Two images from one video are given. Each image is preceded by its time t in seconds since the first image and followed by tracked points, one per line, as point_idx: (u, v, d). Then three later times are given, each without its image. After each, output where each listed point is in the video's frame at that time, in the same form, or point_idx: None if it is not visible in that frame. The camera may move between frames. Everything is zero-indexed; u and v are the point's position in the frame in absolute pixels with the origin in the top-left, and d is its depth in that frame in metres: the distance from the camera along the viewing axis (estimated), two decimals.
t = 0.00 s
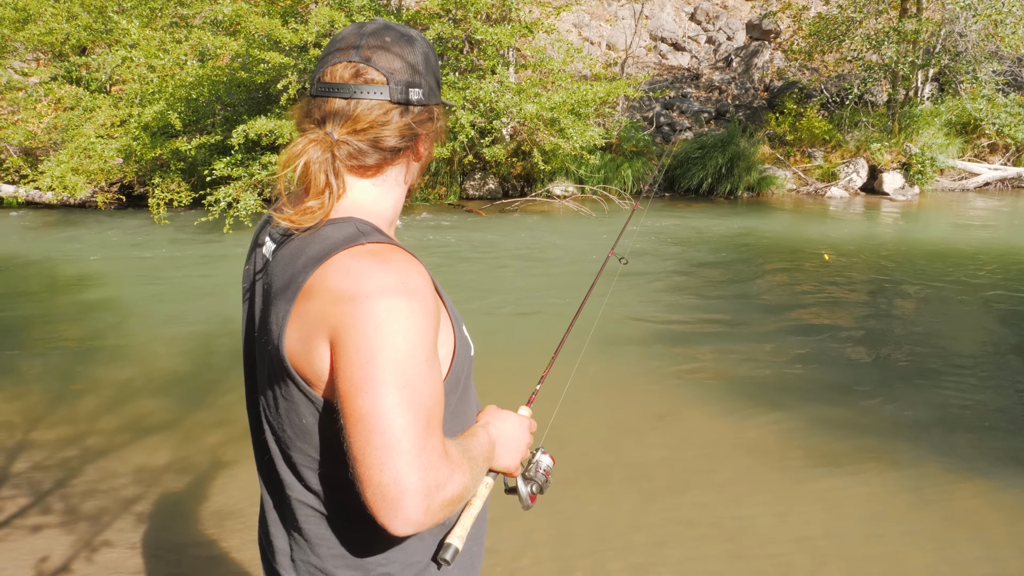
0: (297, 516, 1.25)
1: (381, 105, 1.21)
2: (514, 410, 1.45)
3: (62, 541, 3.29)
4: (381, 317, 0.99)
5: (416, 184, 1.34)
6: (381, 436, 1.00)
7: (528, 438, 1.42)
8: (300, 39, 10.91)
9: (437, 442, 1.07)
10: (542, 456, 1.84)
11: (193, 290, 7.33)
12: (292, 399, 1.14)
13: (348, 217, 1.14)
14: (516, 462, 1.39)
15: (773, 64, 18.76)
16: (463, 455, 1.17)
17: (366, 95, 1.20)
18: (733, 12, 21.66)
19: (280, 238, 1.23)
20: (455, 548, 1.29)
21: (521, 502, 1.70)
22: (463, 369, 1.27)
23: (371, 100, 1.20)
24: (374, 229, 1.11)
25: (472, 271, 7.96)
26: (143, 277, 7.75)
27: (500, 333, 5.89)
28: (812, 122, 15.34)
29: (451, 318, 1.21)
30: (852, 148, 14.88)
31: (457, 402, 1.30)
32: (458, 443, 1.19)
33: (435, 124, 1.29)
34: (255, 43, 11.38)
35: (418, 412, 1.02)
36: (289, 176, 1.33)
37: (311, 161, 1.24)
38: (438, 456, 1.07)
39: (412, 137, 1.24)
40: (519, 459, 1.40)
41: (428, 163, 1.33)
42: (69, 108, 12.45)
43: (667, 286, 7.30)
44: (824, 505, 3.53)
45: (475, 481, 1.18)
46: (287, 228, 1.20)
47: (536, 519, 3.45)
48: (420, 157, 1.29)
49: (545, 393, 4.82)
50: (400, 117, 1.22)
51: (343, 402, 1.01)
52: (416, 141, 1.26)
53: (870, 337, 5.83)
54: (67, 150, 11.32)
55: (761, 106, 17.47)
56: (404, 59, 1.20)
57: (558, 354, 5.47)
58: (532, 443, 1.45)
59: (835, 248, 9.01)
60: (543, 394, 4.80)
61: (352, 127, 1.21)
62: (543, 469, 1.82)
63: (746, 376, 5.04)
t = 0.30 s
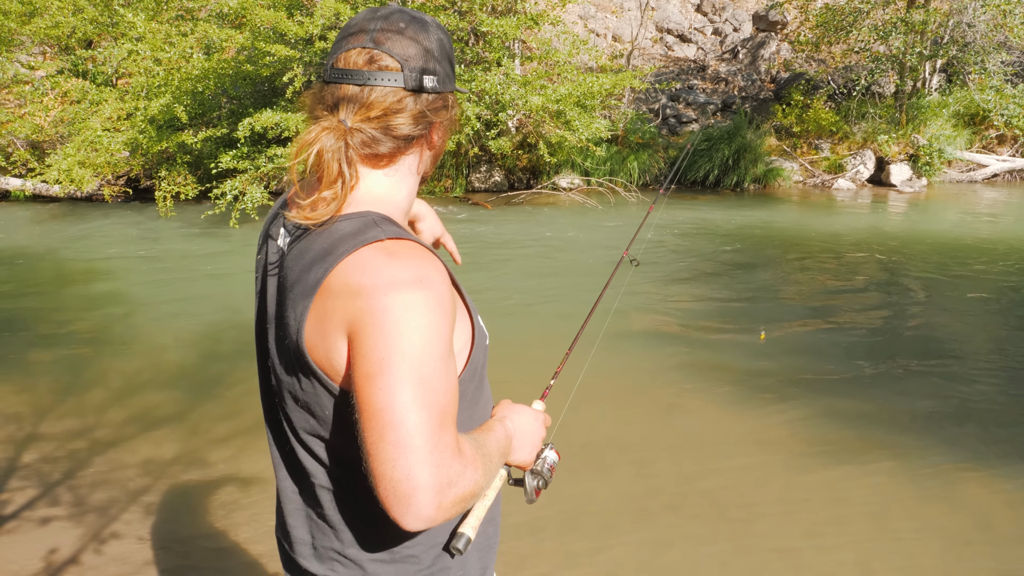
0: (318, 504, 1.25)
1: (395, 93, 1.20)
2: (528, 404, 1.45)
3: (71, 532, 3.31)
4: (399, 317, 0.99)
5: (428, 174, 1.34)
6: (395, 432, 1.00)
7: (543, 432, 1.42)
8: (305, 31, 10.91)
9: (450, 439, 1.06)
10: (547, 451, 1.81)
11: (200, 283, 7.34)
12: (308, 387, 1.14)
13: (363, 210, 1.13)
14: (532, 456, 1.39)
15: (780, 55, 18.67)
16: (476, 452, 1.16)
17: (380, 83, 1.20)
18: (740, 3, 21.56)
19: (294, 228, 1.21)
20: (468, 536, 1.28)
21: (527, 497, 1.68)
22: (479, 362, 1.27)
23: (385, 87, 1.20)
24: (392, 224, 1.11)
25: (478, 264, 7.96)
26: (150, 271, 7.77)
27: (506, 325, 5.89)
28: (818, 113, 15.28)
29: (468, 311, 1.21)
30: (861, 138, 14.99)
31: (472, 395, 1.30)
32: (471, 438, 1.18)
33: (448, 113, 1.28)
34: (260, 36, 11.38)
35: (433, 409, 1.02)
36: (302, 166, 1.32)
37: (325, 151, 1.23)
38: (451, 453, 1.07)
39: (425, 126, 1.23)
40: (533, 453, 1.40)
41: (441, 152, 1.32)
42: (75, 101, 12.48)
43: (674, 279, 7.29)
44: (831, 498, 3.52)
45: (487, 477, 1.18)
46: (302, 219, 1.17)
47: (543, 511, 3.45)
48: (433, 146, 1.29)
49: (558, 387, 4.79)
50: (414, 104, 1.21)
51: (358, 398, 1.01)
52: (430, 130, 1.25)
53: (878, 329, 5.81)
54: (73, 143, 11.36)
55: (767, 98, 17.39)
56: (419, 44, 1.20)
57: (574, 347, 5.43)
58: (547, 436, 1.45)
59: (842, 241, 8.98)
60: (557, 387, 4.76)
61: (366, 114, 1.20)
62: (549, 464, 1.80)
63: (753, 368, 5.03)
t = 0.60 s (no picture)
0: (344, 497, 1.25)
1: (405, 98, 1.19)
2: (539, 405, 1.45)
3: (78, 531, 3.32)
4: (423, 311, 0.99)
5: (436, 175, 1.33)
6: (418, 422, 1.00)
7: (555, 431, 1.42)
8: (312, 31, 10.94)
9: (471, 430, 1.07)
10: (557, 452, 1.78)
11: (207, 282, 7.36)
12: (333, 379, 1.14)
13: (380, 212, 1.13)
14: (542, 456, 1.39)
15: (787, 54, 18.62)
16: (494, 444, 1.16)
17: (390, 90, 1.18)
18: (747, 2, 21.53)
19: (313, 236, 1.20)
20: (472, 525, 1.24)
21: (532, 494, 1.65)
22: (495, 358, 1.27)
23: (396, 93, 1.18)
24: (413, 221, 1.11)
25: (484, 263, 7.95)
26: (157, 270, 7.79)
27: (512, 325, 5.89)
28: (826, 113, 15.23)
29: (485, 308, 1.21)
30: (866, 139, 14.74)
31: (487, 392, 1.30)
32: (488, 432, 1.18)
33: (456, 114, 1.27)
34: (267, 35, 11.40)
35: (454, 400, 1.02)
36: (312, 172, 1.29)
37: (336, 158, 1.21)
38: (470, 443, 1.07)
39: (435, 129, 1.22)
40: (545, 452, 1.39)
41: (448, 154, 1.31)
42: (83, 101, 12.55)
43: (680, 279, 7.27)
44: (838, 498, 3.51)
45: (504, 471, 1.17)
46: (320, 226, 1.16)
47: (550, 511, 3.45)
48: (442, 146, 1.27)
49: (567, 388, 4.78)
50: (424, 109, 1.20)
51: (382, 389, 1.02)
52: (439, 134, 1.24)
53: (886, 329, 5.78)
54: (81, 143, 11.39)
55: (774, 97, 17.36)
56: (426, 49, 1.19)
57: (594, 348, 5.41)
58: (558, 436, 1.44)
59: (849, 240, 8.96)
60: (573, 389, 4.75)
61: (377, 121, 1.18)
62: (557, 464, 1.76)
63: (760, 368, 5.02)
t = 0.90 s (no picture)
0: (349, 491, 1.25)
1: (420, 104, 1.18)
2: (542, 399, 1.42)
3: (82, 528, 3.32)
4: (428, 315, 0.99)
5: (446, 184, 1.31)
6: (419, 424, 1.00)
7: (557, 425, 1.40)
8: (317, 29, 10.96)
9: (471, 431, 1.06)
10: (561, 442, 1.78)
11: (210, 280, 7.36)
12: (338, 377, 1.13)
13: (387, 217, 1.11)
14: (545, 449, 1.36)
15: (792, 53, 18.60)
16: (493, 444, 1.15)
17: (405, 94, 1.17)
18: (751, 1, 21.53)
19: (320, 234, 1.18)
20: (479, 525, 1.26)
21: (539, 485, 1.66)
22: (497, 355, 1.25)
23: (411, 97, 1.17)
24: (421, 225, 1.10)
25: (487, 262, 7.95)
26: (161, 268, 7.79)
27: (516, 323, 5.89)
28: (830, 112, 15.21)
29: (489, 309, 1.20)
30: (872, 137, 14.90)
31: (492, 387, 1.28)
32: (489, 432, 1.17)
33: (470, 126, 1.26)
34: (271, 33, 11.39)
35: (455, 402, 1.02)
36: (325, 169, 1.28)
37: (347, 157, 1.20)
38: (470, 444, 1.06)
39: (447, 137, 1.20)
40: (547, 446, 1.37)
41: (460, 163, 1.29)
42: (88, 99, 12.56)
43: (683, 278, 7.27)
44: (840, 498, 3.51)
45: (503, 470, 1.17)
46: (329, 225, 1.14)
47: (553, 509, 3.46)
48: (455, 156, 1.25)
49: (571, 386, 4.78)
50: (437, 117, 1.18)
51: (386, 390, 1.01)
52: (451, 142, 1.22)
53: (890, 328, 5.78)
54: (85, 140, 11.40)
55: (778, 96, 17.34)
56: (445, 57, 1.17)
57: (596, 342, 5.49)
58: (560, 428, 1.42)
59: (853, 239, 8.94)
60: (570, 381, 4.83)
61: (390, 124, 1.17)
62: (562, 454, 1.77)
63: (764, 367, 5.02)
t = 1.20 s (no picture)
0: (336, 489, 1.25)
1: (419, 104, 1.16)
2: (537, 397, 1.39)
3: (83, 528, 3.32)
4: (417, 322, 0.97)
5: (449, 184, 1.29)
6: (405, 428, 0.97)
7: (550, 424, 1.36)
8: (317, 28, 10.96)
9: (459, 435, 1.03)
10: (558, 439, 1.77)
11: (210, 280, 7.36)
12: (325, 377, 1.13)
13: (380, 217, 1.10)
14: (538, 448, 1.34)
15: (792, 52, 18.60)
16: (483, 446, 1.12)
17: (404, 95, 1.16)
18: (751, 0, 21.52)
19: (315, 230, 1.18)
20: (474, 521, 1.25)
21: (537, 484, 1.65)
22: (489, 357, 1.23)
23: (410, 98, 1.16)
24: (410, 230, 1.07)
25: (487, 261, 7.95)
26: (160, 267, 7.78)
27: (517, 323, 5.88)
28: (830, 111, 15.21)
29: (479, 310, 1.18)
30: (872, 136, 14.87)
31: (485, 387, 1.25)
32: (479, 434, 1.14)
33: (474, 127, 1.24)
34: (271, 33, 11.36)
35: (442, 406, 0.99)
36: (325, 169, 1.29)
37: (345, 155, 1.20)
38: (458, 448, 1.03)
39: (446, 137, 1.18)
40: (540, 446, 1.35)
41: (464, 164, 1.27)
42: (87, 98, 12.53)
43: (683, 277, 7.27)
44: (841, 496, 3.51)
45: (494, 473, 1.14)
46: (322, 223, 1.15)
47: (554, 509, 3.45)
48: (457, 158, 1.24)
49: (570, 385, 4.78)
50: (437, 118, 1.17)
51: (372, 394, 0.99)
52: (453, 143, 1.21)
53: (890, 327, 5.78)
54: (85, 140, 11.38)
55: (778, 95, 17.30)
56: (445, 60, 1.16)
57: (595, 342, 5.49)
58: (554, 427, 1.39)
59: (852, 238, 8.94)
60: (564, 381, 4.80)
61: (387, 123, 1.16)
62: (559, 452, 1.76)
63: (764, 366, 5.02)
